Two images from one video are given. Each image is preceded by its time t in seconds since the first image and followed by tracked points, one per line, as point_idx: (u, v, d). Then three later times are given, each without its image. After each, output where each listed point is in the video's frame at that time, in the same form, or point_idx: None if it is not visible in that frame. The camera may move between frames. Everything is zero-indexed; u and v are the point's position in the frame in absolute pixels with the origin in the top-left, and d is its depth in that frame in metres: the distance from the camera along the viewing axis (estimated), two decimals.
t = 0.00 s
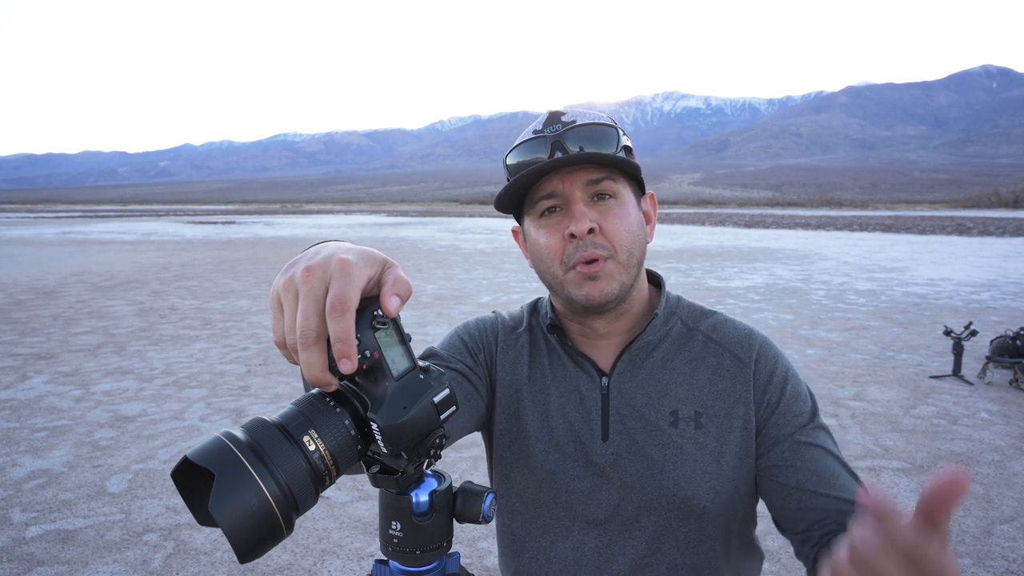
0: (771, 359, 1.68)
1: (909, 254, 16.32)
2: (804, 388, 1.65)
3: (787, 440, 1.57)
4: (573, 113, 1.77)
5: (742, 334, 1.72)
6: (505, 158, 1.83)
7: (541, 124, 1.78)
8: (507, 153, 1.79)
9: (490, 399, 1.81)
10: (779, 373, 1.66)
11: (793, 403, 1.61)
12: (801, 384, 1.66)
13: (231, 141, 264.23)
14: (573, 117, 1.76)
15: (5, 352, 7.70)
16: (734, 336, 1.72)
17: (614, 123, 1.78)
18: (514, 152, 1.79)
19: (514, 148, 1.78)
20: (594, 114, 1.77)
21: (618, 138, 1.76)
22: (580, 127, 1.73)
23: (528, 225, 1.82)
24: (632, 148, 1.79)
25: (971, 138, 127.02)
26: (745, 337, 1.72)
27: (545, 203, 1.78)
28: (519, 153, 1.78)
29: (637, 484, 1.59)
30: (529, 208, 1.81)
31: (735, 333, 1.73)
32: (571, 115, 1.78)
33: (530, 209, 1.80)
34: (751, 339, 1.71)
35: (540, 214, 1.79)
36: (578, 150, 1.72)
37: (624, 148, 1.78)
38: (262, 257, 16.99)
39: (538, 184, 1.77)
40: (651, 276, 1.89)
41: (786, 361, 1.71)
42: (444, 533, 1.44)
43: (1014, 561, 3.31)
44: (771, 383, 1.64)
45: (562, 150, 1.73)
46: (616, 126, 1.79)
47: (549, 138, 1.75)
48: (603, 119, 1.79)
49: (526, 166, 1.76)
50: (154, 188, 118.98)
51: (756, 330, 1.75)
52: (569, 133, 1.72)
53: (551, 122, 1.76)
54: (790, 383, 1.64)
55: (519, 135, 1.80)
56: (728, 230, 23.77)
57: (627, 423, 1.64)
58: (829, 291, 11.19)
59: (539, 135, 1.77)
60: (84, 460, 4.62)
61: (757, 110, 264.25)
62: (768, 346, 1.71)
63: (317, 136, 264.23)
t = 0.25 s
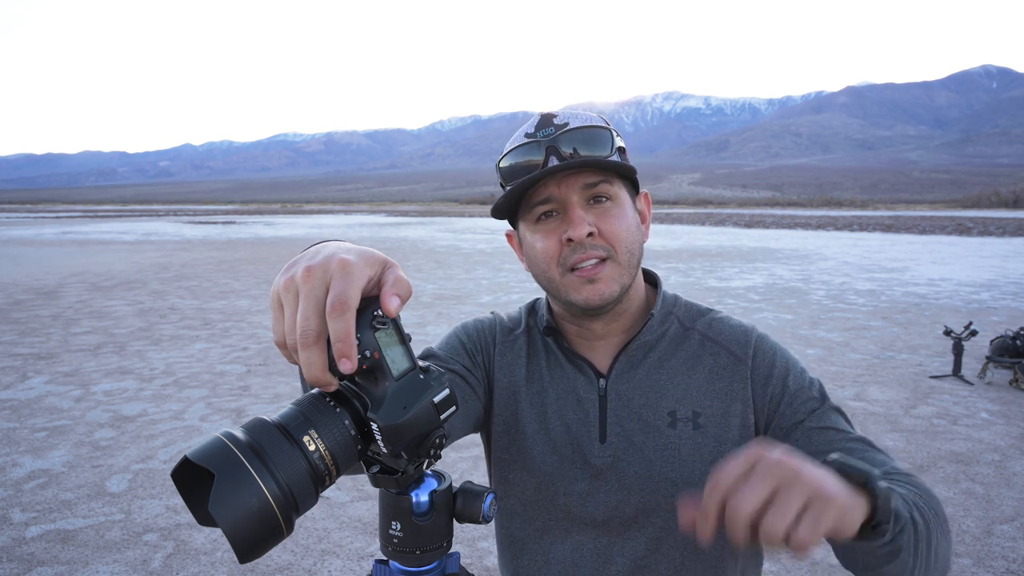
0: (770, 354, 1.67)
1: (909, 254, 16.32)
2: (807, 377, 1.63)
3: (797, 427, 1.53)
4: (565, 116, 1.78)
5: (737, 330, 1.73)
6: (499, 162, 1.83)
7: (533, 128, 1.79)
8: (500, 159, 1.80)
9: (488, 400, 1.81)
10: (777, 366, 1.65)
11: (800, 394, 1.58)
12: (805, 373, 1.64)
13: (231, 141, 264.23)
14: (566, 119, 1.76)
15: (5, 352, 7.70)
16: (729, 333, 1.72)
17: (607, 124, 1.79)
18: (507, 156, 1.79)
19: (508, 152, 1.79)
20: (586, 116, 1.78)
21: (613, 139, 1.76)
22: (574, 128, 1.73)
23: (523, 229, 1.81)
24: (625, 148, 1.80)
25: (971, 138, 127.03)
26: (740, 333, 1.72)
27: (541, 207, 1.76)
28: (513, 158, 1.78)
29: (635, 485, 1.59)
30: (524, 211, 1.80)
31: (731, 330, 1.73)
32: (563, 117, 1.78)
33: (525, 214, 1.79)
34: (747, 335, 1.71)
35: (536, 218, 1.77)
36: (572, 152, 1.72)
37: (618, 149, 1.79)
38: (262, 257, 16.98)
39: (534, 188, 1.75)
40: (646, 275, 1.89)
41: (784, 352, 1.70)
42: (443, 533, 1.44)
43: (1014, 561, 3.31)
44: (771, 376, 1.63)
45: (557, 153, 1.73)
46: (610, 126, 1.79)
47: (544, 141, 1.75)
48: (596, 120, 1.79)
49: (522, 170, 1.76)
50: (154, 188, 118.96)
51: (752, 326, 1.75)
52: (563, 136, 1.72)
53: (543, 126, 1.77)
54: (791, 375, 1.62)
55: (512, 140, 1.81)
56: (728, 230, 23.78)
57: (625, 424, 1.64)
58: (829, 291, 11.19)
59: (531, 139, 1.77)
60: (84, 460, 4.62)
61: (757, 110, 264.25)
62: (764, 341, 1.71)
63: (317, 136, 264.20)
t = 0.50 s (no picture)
0: (769, 350, 1.66)
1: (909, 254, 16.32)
2: (806, 373, 1.61)
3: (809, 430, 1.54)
4: (555, 119, 1.73)
5: (733, 327, 1.71)
6: (488, 165, 1.78)
7: (522, 131, 1.74)
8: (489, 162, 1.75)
9: (485, 402, 1.81)
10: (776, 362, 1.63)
11: (798, 394, 1.58)
12: (805, 368, 1.62)
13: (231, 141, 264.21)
14: (556, 123, 1.72)
15: (5, 352, 7.70)
16: (726, 329, 1.71)
17: (598, 127, 1.73)
18: (496, 159, 1.75)
19: (496, 156, 1.75)
20: (578, 117, 1.73)
21: (604, 144, 1.72)
22: (563, 134, 1.68)
23: (513, 234, 1.80)
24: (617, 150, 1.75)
25: (971, 138, 127.01)
26: (736, 329, 1.70)
27: (529, 214, 1.74)
28: (501, 161, 1.74)
29: (631, 491, 1.59)
30: (513, 217, 1.78)
31: (727, 327, 1.72)
32: (553, 120, 1.73)
33: (514, 219, 1.77)
34: (743, 331, 1.70)
35: (525, 224, 1.75)
36: (564, 155, 1.67)
37: (610, 155, 1.74)
38: (261, 257, 16.98)
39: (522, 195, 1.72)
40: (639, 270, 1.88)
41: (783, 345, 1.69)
42: (443, 532, 1.44)
43: (1014, 561, 3.31)
44: (771, 378, 1.62)
45: (544, 159, 1.68)
46: (602, 129, 1.75)
47: (533, 145, 1.70)
48: (587, 121, 1.74)
49: (509, 174, 1.72)
50: (154, 188, 118.99)
51: (749, 322, 1.74)
52: (552, 141, 1.67)
53: (532, 129, 1.73)
54: (789, 375, 1.61)
55: (501, 143, 1.76)
56: (728, 230, 23.77)
57: (619, 429, 1.64)
58: (829, 291, 11.20)
59: (520, 142, 1.72)
60: (84, 460, 4.62)
61: (757, 110, 264.24)
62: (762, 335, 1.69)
63: (317, 136, 264.20)
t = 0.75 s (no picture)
0: (774, 351, 1.66)
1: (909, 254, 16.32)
2: (813, 373, 1.62)
3: (818, 431, 1.56)
4: (558, 130, 1.71)
5: (738, 329, 1.71)
6: (490, 174, 1.79)
7: (523, 143, 1.74)
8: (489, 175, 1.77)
9: (486, 404, 1.80)
10: (781, 364, 1.64)
11: (804, 395, 1.59)
12: (813, 368, 1.63)
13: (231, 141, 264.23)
14: (557, 136, 1.70)
15: (5, 352, 7.70)
16: (731, 332, 1.71)
17: (602, 140, 1.70)
18: (497, 172, 1.76)
19: (496, 170, 1.76)
20: (581, 128, 1.70)
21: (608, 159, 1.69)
22: (563, 150, 1.68)
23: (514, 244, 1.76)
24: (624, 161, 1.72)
25: (971, 138, 126.96)
26: (741, 331, 1.71)
27: (526, 234, 1.69)
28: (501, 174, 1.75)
29: (635, 495, 1.59)
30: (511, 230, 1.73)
31: (731, 329, 1.72)
32: (555, 132, 1.72)
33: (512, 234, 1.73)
34: (748, 333, 1.70)
35: (523, 241, 1.71)
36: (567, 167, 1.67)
37: (614, 169, 1.71)
38: (261, 257, 16.98)
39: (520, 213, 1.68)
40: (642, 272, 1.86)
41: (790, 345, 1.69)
42: (443, 533, 1.44)
43: (1014, 561, 3.31)
44: (777, 380, 1.62)
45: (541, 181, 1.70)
46: (609, 143, 1.71)
47: (533, 160, 1.71)
48: (592, 132, 1.71)
49: (510, 187, 1.73)
50: (154, 188, 119.06)
51: (753, 323, 1.74)
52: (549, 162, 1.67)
53: (533, 141, 1.73)
54: (793, 377, 1.62)
55: (503, 153, 1.77)
56: (728, 230, 23.78)
57: (624, 432, 1.63)
58: (829, 291, 11.20)
59: (520, 158, 1.73)
60: (84, 460, 4.62)
61: (757, 110, 264.24)
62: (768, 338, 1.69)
63: (317, 136, 264.21)
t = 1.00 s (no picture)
0: (778, 354, 1.66)
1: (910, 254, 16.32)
2: (818, 376, 1.62)
3: (817, 432, 1.57)
4: (577, 139, 1.67)
5: (741, 330, 1.71)
6: (503, 178, 1.76)
7: (541, 147, 1.70)
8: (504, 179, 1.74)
9: (487, 403, 1.80)
10: (784, 366, 1.64)
11: (807, 397, 1.59)
12: (819, 370, 1.62)
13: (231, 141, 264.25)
14: (575, 145, 1.67)
15: (5, 352, 7.71)
16: (734, 333, 1.71)
17: (621, 152, 1.68)
18: (512, 177, 1.74)
19: (511, 176, 1.73)
20: (600, 137, 1.67)
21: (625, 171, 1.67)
22: (582, 162, 1.65)
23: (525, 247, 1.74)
24: (642, 172, 1.70)
25: (970, 138, 126.95)
26: (745, 333, 1.70)
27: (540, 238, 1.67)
28: (516, 181, 1.73)
29: (635, 496, 1.59)
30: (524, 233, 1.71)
31: (735, 330, 1.72)
32: (574, 140, 1.68)
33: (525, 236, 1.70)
34: (751, 335, 1.70)
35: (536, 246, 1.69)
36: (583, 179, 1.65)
37: (632, 181, 1.69)
38: (261, 257, 16.98)
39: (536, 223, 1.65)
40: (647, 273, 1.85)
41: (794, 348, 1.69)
42: (443, 533, 1.44)
43: (1014, 561, 3.31)
44: (780, 382, 1.63)
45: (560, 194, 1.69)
46: (629, 154, 1.68)
47: (551, 170, 1.67)
48: (610, 141, 1.68)
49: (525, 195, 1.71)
50: (155, 189, 119.08)
51: (756, 325, 1.73)
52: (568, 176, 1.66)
53: (551, 148, 1.69)
54: (797, 380, 1.62)
55: (517, 155, 1.73)
56: (728, 230, 23.78)
57: (625, 433, 1.63)
58: (829, 291, 11.20)
59: (537, 166, 1.70)
60: (84, 460, 4.62)
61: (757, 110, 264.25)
62: (771, 340, 1.69)
63: (317, 136, 264.22)
